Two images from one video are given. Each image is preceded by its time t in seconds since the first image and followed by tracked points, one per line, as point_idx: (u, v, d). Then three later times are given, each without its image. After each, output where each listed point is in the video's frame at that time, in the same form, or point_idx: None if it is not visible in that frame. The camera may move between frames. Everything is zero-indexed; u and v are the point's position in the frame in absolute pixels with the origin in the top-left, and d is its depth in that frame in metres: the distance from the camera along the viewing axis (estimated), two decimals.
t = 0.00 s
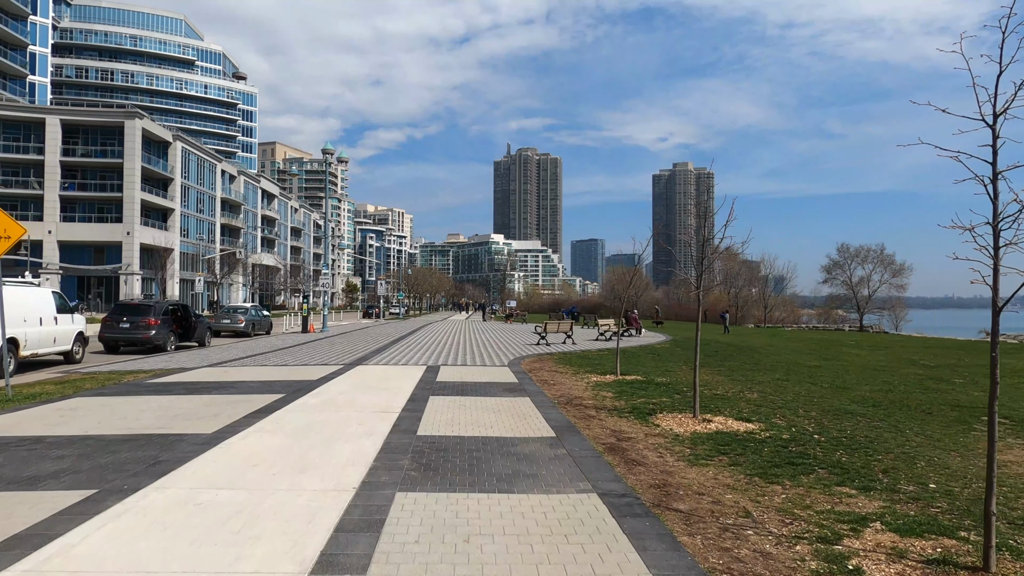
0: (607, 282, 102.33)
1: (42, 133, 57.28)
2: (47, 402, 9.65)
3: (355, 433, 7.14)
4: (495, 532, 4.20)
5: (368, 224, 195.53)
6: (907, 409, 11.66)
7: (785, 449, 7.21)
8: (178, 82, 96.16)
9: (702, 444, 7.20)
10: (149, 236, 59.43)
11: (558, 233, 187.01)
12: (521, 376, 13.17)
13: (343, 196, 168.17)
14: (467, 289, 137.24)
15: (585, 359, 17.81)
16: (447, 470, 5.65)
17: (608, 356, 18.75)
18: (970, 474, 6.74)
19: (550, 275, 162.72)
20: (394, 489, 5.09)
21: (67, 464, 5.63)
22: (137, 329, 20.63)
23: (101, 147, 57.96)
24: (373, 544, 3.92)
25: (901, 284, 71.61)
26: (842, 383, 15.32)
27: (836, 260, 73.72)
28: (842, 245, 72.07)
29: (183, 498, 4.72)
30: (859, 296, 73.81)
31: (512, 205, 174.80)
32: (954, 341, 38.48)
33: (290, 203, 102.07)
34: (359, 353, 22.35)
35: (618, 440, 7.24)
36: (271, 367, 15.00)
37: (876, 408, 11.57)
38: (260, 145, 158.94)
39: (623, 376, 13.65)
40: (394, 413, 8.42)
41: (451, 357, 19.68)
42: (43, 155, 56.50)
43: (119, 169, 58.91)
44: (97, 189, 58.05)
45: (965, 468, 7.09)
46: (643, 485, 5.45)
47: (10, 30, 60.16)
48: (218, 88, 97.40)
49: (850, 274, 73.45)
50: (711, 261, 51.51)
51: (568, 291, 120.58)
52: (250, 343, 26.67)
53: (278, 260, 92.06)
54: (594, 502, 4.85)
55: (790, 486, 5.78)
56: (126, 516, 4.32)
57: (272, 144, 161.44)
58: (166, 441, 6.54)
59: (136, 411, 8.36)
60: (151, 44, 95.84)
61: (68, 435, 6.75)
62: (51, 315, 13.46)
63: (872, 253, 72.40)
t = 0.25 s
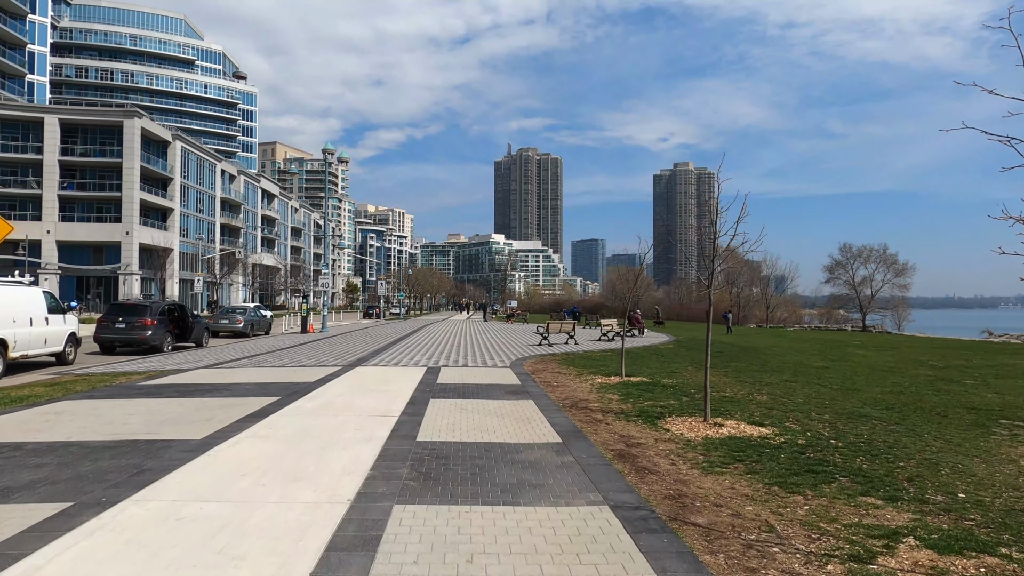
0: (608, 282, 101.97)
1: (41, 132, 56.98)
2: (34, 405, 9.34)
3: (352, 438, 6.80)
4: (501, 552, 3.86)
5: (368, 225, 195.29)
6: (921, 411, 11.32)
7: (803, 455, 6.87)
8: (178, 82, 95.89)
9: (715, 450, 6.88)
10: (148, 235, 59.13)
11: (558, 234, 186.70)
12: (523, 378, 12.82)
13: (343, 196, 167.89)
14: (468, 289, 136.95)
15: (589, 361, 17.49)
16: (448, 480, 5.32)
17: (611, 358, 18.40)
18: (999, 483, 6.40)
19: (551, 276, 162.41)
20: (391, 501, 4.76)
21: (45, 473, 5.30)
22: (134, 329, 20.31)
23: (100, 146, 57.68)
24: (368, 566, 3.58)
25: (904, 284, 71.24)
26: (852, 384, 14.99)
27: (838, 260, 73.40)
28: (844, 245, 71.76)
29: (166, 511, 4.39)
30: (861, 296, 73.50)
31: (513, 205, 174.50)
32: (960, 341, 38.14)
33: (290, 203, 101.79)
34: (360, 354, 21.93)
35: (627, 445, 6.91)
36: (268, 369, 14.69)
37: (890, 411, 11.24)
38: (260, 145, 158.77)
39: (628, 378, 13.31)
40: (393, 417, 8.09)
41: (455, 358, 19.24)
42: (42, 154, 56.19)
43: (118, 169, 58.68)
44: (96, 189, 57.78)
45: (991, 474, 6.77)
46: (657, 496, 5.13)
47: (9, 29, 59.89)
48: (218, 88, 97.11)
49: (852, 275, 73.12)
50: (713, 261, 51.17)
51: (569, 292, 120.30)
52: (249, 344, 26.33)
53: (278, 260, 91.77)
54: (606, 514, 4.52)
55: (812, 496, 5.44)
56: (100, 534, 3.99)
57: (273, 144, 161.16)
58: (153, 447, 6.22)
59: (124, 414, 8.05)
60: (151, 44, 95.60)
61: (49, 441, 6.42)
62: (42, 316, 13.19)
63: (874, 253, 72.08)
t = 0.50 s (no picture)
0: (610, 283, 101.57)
1: (40, 132, 56.73)
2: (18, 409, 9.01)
3: (347, 446, 6.44)
4: None
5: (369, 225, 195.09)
6: (940, 415, 10.89)
7: (823, 463, 6.49)
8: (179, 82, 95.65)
9: (730, 458, 6.52)
10: (147, 235, 58.80)
11: (560, 234, 186.35)
12: (526, 380, 12.46)
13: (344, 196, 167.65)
14: (469, 290, 136.64)
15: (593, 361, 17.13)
16: (446, 493, 4.95)
17: (615, 358, 18.05)
18: None
19: (552, 276, 162.00)
20: (384, 517, 4.40)
21: (15, 484, 4.96)
22: (129, 330, 19.99)
23: (100, 146, 57.41)
24: None
25: (907, 283, 70.80)
26: (863, 386, 14.61)
27: (841, 260, 73.02)
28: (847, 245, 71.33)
29: (138, 529, 4.03)
30: (865, 296, 73.03)
31: (514, 206, 174.20)
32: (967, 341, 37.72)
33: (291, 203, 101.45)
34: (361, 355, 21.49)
35: (637, 453, 6.55)
36: (263, 370, 14.32)
37: (906, 414, 10.84)
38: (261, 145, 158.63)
39: (634, 380, 12.91)
40: (389, 422, 7.73)
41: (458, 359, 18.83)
42: (41, 154, 55.88)
43: (118, 169, 58.43)
44: (96, 189, 57.50)
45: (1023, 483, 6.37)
46: (672, 510, 4.76)
47: (8, 29, 59.67)
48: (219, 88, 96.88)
49: (855, 274, 72.65)
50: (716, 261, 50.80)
51: (570, 292, 119.91)
52: (246, 344, 25.98)
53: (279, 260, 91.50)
54: (618, 532, 4.15)
55: (838, 510, 5.07)
56: (64, 555, 3.64)
57: (273, 145, 160.96)
58: (134, 457, 5.87)
59: (110, 419, 7.71)
60: (151, 44, 95.42)
61: (26, 448, 6.09)
62: (32, 317, 12.88)
63: (878, 252, 71.61)
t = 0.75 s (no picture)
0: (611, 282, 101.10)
1: (39, 131, 56.45)
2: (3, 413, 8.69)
3: (342, 455, 6.11)
4: None
5: (370, 225, 194.72)
6: (956, 419, 10.54)
7: (844, 473, 6.15)
8: (179, 82, 95.40)
9: (745, 467, 6.19)
10: (146, 235, 58.45)
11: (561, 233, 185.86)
12: (529, 382, 12.09)
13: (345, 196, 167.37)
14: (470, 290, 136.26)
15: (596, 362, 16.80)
16: (446, 508, 4.62)
17: (619, 359, 17.69)
18: None
19: (553, 276, 161.54)
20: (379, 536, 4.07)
21: None
22: (125, 331, 19.67)
23: (99, 145, 57.14)
24: None
25: (911, 283, 70.29)
26: (873, 389, 14.24)
27: (845, 260, 72.56)
28: (850, 244, 70.82)
29: (113, 551, 3.71)
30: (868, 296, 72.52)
31: (515, 205, 173.79)
32: (973, 341, 37.26)
33: (292, 202, 101.10)
34: (360, 356, 21.08)
35: (648, 462, 6.22)
36: (260, 372, 13.97)
37: (922, 418, 10.47)
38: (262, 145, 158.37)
39: (639, 383, 12.55)
40: (387, 429, 7.40)
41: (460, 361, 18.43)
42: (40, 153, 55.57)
43: (118, 168, 58.14)
44: (95, 188, 57.27)
45: None
46: (689, 527, 4.43)
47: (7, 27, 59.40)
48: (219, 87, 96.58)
49: (859, 274, 72.14)
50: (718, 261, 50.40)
51: (572, 292, 119.50)
52: (244, 345, 25.58)
53: (279, 260, 91.22)
54: (633, 555, 3.81)
55: (867, 526, 4.72)
56: None
57: (274, 144, 160.71)
58: (114, 468, 5.54)
59: (96, 425, 7.39)
60: (151, 43, 95.15)
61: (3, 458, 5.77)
62: (22, 318, 12.56)
63: (881, 252, 71.10)
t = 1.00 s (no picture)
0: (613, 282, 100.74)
1: (38, 129, 56.18)
2: None
3: (337, 462, 5.77)
4: None
5: (372, 224, 194.59)
6: (974, 422, 10.18)
7: (870, 482, 5.80)
8: (179, 80, 95.11)
9: (765, 475, 5.85)
10: (146, 234, 58.15)
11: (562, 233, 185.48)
12: (534, 384, 11.75)
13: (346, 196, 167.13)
14: (472, 289, 136.01)
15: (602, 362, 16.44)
16: (449, 521, 4.29)
17: (625, 359, 17.33)
18: None
19: (554, 276, 161.25)
20: (376, 554, 3.73)
21: None
22: (121, 330, 19.35)
23: (99, 144, 56.87)
24: None
25: (915, 283, 69.93)
26: (887, 391, 13.84)
27: (848, 259, 72.26)
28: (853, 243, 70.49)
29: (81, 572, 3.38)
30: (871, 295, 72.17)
31: (517, 205, 173.68)
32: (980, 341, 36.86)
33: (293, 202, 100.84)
34: (360, 356, 20.73)
35: (662, 469, 5.88)
36: (256, 373, 13.62)
37: (941, 422, 10.09)
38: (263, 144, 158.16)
39: (646, 384, 12.20)
40: (387, 433, 7.07)
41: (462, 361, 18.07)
42: (39, 152, 55.28)
43: (117, 167, 57.87)
44: (95, 186, 57.07)
45: None
46: (713, 544, 4.09)
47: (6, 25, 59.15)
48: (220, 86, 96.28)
49: (862, 274, 71.84)
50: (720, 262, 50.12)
51: (573, 291, 119.23)
52: (242, 345, 25.21)
53: (280, 259, 90.93)
54: None
55: (903, 542, 4.38)
56: None
57: (275, 144, 160.43)
58: (95, 476, 5.20)
59: (82, 428, 7.06)
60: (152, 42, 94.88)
61: None
62: (13, 317, 12.26)
63: (884, 251, 70.76)
